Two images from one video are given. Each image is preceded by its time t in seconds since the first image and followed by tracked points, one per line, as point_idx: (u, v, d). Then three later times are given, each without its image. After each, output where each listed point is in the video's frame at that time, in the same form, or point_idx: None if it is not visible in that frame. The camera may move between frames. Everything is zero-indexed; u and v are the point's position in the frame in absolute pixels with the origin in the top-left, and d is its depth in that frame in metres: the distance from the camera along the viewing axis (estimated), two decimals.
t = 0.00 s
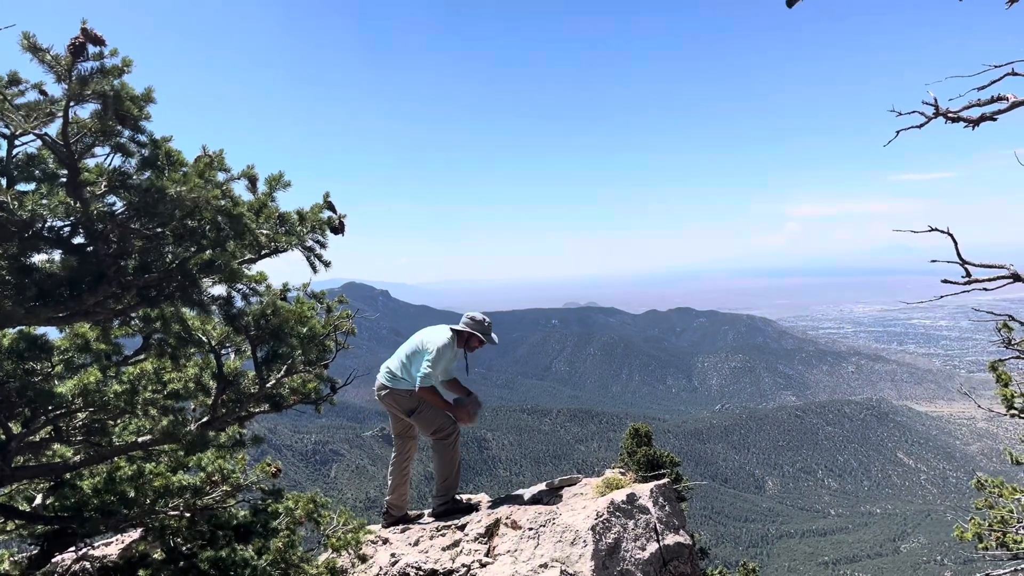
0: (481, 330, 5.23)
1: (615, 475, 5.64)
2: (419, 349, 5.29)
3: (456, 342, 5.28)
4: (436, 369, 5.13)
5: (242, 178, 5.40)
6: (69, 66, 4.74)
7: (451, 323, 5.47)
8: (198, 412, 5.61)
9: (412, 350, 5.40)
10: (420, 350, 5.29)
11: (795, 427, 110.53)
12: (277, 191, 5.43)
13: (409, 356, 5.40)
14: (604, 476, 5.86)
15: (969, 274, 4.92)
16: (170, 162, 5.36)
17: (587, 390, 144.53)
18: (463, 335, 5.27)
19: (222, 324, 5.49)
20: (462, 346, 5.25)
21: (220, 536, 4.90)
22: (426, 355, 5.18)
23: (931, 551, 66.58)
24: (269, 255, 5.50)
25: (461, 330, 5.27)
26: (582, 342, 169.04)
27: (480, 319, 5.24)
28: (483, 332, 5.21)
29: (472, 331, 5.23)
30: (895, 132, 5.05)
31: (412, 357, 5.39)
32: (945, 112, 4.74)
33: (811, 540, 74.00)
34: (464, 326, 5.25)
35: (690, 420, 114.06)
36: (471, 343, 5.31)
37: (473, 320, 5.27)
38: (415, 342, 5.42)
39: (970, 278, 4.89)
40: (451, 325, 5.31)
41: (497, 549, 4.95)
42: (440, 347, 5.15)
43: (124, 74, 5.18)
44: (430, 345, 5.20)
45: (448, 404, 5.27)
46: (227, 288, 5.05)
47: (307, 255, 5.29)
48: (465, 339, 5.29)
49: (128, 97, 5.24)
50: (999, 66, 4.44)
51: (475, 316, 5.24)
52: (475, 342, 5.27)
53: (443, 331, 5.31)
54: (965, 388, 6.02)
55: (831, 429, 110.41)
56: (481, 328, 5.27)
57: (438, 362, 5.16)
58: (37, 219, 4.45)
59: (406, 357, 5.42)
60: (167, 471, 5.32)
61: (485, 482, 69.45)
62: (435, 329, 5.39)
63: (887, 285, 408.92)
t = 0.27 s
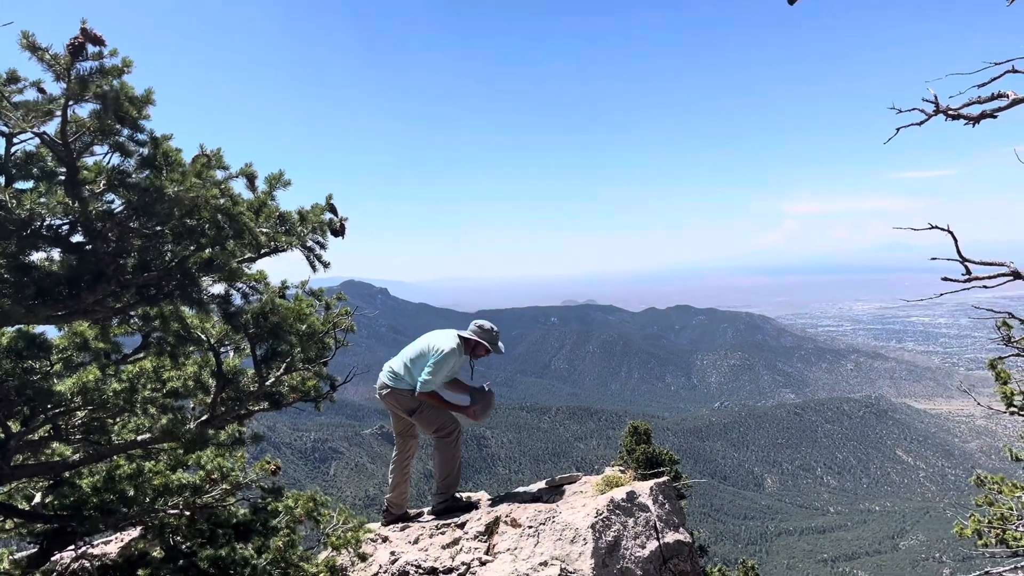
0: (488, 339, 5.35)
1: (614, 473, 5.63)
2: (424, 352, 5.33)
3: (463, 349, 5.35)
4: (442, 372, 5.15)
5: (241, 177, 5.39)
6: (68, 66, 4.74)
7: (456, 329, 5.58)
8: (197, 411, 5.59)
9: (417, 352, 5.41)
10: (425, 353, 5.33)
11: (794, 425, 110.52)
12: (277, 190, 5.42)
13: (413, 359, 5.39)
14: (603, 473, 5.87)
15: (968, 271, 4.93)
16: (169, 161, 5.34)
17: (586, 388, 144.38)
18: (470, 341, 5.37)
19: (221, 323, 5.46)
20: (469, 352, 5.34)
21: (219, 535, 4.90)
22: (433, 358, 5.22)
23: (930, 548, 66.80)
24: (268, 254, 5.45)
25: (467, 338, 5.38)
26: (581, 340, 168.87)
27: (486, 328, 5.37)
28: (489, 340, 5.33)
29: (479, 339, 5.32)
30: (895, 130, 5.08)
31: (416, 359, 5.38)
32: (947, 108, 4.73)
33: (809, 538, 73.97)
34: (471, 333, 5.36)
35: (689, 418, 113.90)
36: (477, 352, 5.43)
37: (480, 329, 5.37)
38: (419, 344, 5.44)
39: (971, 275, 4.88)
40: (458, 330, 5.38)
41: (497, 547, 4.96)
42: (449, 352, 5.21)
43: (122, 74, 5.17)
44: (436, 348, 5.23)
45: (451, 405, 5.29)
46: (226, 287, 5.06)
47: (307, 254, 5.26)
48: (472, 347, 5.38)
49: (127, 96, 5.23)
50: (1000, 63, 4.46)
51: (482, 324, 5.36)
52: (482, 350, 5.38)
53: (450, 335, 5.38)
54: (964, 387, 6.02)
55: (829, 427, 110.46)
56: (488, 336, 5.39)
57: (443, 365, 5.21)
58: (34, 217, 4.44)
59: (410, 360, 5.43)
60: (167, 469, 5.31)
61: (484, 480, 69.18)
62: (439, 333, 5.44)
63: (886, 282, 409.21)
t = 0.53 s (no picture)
0: (495, 346, 5.39)
1: (613, 470, 5.63)
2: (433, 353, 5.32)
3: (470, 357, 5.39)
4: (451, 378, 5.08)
5: (240, 175, 5.35)
6: (65, 63, 4.74)
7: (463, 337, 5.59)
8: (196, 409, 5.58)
9: (422, 355, 5.39)
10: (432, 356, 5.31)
11: (793, 422, 110.54)
12: (276, 188, 5.38)
13: (418, 361, 5.37)
14: (603, 470, 5.87)
15: (967, 268, 4.91)
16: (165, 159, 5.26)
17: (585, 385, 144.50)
18: (477, 350, 5.38)
19: (219, 321, 5.42)
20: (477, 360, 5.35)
21: (218, 533, 4.90)
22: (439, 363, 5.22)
23: (928, 543, 67.10)
24: (265, 251, 5.42)
25: (475, 345, 5.38)
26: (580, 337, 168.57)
27: (494, 336, 5.38)
28: (497, 351, 5.35)
29: (487, 348, 5.35)
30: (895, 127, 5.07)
31: (420, 362, 5.38)
32: (945, 104, 4.72)
33: (808, 534, 73.98)
34: (480, 342, 5.37)
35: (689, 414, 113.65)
36: (482, 362, 5.45)
37: (487, 338, 5.40)
38: (425, 347, 5.43)
39: (969, 271, 4.88)
40: (468, 337, 5.41)
41: (497, 544, 4.96)
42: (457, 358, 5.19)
43: (119, 70, 5.16)
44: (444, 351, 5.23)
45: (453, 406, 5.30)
46: (225, 286, 5.06)
47: (305, 252, 5.24)
48: (478, 356, 5.41)
49: (124, 94, 5.21)
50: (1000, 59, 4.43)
51: (490, 332, 5.38)
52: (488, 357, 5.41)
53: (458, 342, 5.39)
54: (962, 383, 6.02)
55: (828, 424, 110.57)
56: (495, 345, 5.41)
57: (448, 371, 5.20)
58: (33, 215, 4.44)
59: (416, 361, 5.40)
60: (165, 466, 5.31)
61: (484, 476, 68.67)
62: (448, 338, 5.41)
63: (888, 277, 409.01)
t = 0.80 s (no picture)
0: (498, 357, 5.17)
1: (615, 467, 5.49)
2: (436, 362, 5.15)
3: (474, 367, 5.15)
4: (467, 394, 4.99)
5: (229, 166, 5.15)
6: (47, 53, 4.58)
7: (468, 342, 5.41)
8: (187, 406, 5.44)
9: (424, 359, 5.24)
10: (435, 361, 5.17)
11: (799, 418, 109.63)
12: (267, 180, 5.19)
13: (420, 364, 5.24)
14: (605, 467, 5.73)
15: (978, 260, 4.76)
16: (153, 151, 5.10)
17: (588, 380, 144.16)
18: (479, 361, 5.16)
19: (209, 315, 5.25)
20: (476, 374, 5.09)
21: (210, 533, 4.79)
22: (442, 371, 5.08)
23: (938, 543, 67.01)
24: (258, 243, 5.26)
25: (477, 356, 5.16)
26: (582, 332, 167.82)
27: (499, 346, 5.19)
28: (500, 363, 5.13)
29: (488, 360, 5.13)
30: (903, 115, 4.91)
31: (423, 365, 5.23)
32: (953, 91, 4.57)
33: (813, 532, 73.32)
34: (484, 357, 5.13)
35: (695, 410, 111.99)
36: (485, 372, 5.21)
37: (493, 348, 5.19)
38: (428, 352, 5.26)
39: (979, 264, 4.74)
40: (470, 346, 5.22)
41: (495, 544, 4.84)
42: (459, 369, 4.99)
43: (102, 57, 4.99)
44: (448, 359, 5.09)
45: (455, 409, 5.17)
46: (216, 279, 4.91)
47: (298, 247, 5.07)
48: (480, 368, 5.17)
49: (109, 83, 5.04)
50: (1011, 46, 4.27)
51: (495, 343, 5.18)
52: (489, 370, 5.18)
53: (461, 349, 5.18)
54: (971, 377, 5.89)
55: (835, 419, 109.64)
56: (499, 357, 5.19)
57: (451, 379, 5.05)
58: (18, 209, 4.29)
59: (417, 364, 5.26)
60: (154, 465, 5.16)
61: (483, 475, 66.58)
62: (453, 344, 5.25)
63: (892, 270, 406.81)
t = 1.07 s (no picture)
0: (501, 367, 4.56)
1: (627, 482, 4.91)
2: (432, 370, 4.59)
3: (472, 380, 4.55)
4: (486, 407, 4.47)
5: (193, 143, 4.54)
6: None
7: (464, 348, 4.84)
8: (147, 413, 4.84)
9: (415, 365, 4.69)
10: (430, 368, 4.62)
11: (838, 426, 102.37)
12: (234, 156, 4.58)
13: (410, 369, 4.68)
14: (614, 482, 5.13)
15: None
16: (102, 121, 4.44)
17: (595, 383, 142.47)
18: (477, 372, 4.56)
19: (169, 312, 4.64)
20: (474, 387, 4.50)
21: (170, 556, 4.22)
22: (436, 381, 4.54)
23: (992, 567, 59.83)
24: (224, 229, 4.66)
25: (475, 366, 4.57)
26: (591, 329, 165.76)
27: (500, 356, 4.58)
28: (501, 374, 4.53)
29: (487, 370, 4.53)
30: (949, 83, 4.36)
31: (414, 371, 4.67)
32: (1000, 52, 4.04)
33: (856, 556, 65.44)
34: (487, 371, 4.53)
35: (718, 416, 107.14)
36: (484, 385, 4.61)
37: (491, 357, 4.60)
38: (420, 359, 4.71)
39: None
40: (468, 356, 4.65)
41: (492, 567, 4.27)
42: (457, 380, 4.44)
43: (52, 20, 4.47)
44: (445, 367, 4.54)
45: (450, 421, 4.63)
46: (176, 269, 4.31)
47: (268, 233, 4.48)
48: (479, 380, 4.56)
49: (56, 49, 4.45)
50: None
51: (494, 351, 4.59)
52: (490, 383, 4.58)
53: (457, 357, 4.64)
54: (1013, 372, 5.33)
55: (877, 428, 102.83)
56: (499, 367, 4.59)
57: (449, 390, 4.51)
58: None
59: (409, 370, 4.70)
60: (109, 480, 4.57)
61: (479, 490, 61.88)
62: (450, 350, 4.72)
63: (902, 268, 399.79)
